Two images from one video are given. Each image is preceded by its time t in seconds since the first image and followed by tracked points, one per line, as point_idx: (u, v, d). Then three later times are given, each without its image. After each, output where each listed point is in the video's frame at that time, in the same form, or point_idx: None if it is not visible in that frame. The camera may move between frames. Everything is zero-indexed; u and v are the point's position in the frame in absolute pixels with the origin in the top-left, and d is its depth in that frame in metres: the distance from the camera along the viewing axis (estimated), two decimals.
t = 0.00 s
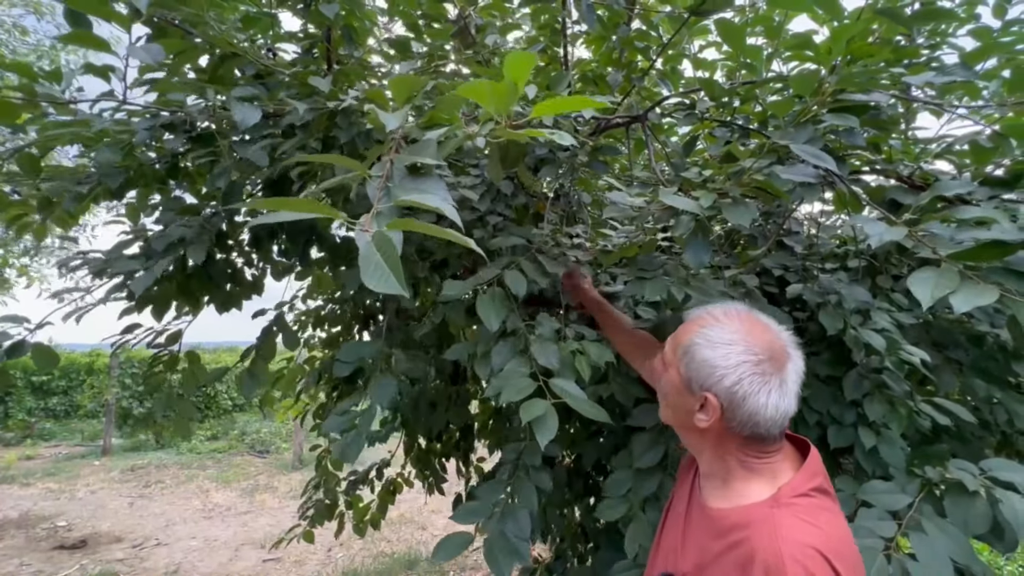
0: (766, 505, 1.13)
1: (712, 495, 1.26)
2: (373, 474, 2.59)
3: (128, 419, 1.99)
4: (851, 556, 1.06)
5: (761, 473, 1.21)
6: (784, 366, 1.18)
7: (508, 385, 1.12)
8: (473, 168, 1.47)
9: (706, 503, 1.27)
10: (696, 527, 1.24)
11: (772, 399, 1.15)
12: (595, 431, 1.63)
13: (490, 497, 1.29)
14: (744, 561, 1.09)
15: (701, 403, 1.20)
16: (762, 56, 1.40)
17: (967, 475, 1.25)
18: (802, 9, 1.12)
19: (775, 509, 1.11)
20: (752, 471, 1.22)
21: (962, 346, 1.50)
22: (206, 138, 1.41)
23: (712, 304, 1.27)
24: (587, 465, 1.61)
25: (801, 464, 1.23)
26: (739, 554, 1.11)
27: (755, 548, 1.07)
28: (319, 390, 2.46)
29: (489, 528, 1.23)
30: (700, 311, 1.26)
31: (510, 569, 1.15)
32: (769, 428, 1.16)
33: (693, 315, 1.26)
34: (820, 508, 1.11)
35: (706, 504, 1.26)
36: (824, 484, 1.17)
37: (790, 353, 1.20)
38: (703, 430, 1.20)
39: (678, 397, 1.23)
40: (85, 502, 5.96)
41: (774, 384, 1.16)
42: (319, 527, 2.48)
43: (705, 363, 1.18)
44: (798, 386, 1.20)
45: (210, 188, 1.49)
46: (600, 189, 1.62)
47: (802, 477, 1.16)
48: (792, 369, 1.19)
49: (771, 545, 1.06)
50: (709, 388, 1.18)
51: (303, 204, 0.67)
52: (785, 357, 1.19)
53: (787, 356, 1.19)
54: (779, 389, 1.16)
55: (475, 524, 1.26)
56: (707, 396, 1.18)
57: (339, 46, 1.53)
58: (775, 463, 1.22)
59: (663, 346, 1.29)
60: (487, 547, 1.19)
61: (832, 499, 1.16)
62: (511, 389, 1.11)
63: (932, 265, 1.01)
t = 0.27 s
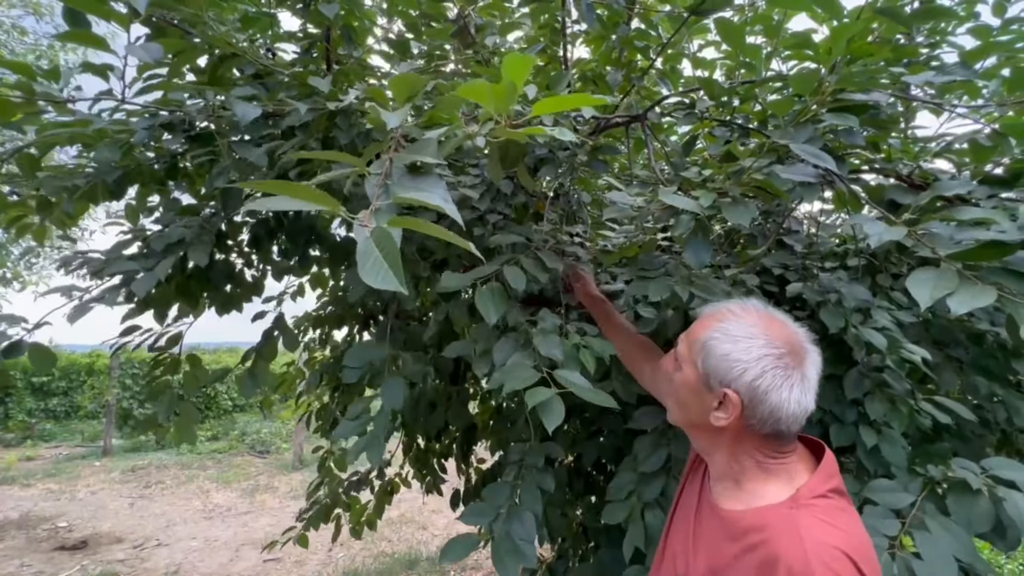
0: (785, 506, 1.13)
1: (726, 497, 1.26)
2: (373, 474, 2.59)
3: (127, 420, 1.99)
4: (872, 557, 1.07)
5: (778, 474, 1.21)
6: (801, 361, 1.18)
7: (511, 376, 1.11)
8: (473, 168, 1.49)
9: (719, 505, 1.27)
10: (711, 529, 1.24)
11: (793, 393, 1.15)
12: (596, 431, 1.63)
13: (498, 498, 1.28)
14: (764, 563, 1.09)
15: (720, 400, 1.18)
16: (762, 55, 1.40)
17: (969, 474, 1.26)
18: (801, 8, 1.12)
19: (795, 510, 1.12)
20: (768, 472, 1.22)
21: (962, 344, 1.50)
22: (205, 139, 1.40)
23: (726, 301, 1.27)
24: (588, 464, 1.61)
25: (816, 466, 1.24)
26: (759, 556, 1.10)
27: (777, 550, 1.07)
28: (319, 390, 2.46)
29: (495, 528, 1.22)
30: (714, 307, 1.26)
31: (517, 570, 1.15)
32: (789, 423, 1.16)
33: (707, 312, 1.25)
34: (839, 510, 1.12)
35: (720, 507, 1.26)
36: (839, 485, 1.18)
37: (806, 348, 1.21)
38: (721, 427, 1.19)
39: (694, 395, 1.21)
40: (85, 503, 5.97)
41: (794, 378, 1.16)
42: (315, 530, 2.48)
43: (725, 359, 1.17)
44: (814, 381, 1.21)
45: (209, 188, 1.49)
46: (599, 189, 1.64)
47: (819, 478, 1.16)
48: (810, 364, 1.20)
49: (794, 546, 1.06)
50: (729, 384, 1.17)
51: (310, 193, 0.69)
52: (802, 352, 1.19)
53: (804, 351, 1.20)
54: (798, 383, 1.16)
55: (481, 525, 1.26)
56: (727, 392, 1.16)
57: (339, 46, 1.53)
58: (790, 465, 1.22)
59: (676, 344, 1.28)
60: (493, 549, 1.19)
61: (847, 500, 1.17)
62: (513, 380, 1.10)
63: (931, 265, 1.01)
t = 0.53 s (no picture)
0: (794, 509, 1.12)
1: (733, 500, 1.25)
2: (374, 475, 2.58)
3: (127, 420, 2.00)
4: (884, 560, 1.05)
5: (785, 476, 1.20)
6: (805, 355, 1.17)
7: (514, 378, 1.11)
8: (472, 167, 1.48)
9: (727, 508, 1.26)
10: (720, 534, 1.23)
11: (798, 387, 1.14)
12: (596, 430, 1.63)
13: (503, 498, 1.28)
14: (775, 567, 1.08)
15: (724, 397, 1.17)
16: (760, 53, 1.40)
17: (971, 471, 1.25)
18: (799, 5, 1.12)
19: (804, 513, 1.10)
20: (775, 473, 1.21)
21: (963, 342, 1.50)
22: (203, 138, 1.41)
23: (726, 297, 1.26)
24: (588, 463, 1.61)
25: (824, 467, 1.22)
26: (769, 560, 1.10)
27: (787, 554, 1.06)
28: (319, 390, 2.47)
29: (506, 531, 1.23)
30: (715, 304, 1.25)
31: (538, 569, 1.17)
32: (795, 418, 1.15)
33: (708, 309, 1.24)
34: (849, 512, 1.10)
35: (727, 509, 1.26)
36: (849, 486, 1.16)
37: (809, 342, 1.20)
38: (726, 424, 1.17)
39: (697, 394, 1.20)
40: (87, 503, 5.98)
41: (798, 372, 1.15)
42: (314, 532, 2.47)
43: (727, 355, 1.16)
44: (819, 375, 1.20)
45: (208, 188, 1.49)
46: (599, 187, 1.63)
47: (828, 479, 1.15)
48: (814, 357, 1.19)
49: (804, 550, 1.05)
50: (733, 381, 1.15)
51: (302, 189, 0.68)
52: (805, 345, 1.18)
53: (807, 344, 1.19)
54: (802, 377, 1.15)
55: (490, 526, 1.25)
56: (731, 389, 1.15)
57: (337, 46, 1.53)
58: (798, 466, 1.21)
59: (677, 342, 1.27)
60: (511, 550, 1.20)
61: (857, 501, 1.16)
62: (516, 382, 1.10)
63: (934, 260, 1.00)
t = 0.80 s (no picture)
0: (798, 517, 1.10)
1: (735, 506, 1.23)
2: (378, 476, 2.55)
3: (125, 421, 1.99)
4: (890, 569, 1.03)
5: (788, 481, 1.18)
6: (806, 353, 1.15)
7: (515, 373, 1.10)
8: (467, 166, 1.48)
9: (728, 514, 1.23)
10: (721, 540, 1.21)
11: (799, 386, 1.12)
12: (594, 430, 1.61)
13: (509, 494, 1.27)
14: None
15: (724, 399, 1.15)
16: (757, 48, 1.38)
17: (970, 471, 1.23)
18: None
19: (808, 521, 1.08)
20: (778, 479, 1.18)
21: (965, 340, 1.48)
22: (195, 137, 1.40)
23: (724, 296, 1.24)
24: (587, 464, 1.59)
25: (828, 472, 1.19)
26: (772, 570, 1.08)
27: (791, 564, 1.04)
28: (318, 391, 2.46)
29: (515, 528, 1.21)
30: (712, 303, 1.23)
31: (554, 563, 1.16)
32: (797, 418, 1.13)
33: (705, 308, 1.23)
34: (855, 520, 1.08)
35: (730, 515, 1.23)
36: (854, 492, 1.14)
37: (811, 340, 1.18)
38: (726, 427, 1.16)
39: (697, 396, 1.18)
40: (90, 503, 6.00)
41: (799, 371, 1.13)
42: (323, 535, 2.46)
43: (726, 355, 1.14)
44: (822, 373, 1.18)
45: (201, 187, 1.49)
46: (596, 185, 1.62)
47: (833, 486, 1.12)
48: (815, 355, 1.17)
49: (808, 559, 1.03)
50: (732, 382, 1.14)
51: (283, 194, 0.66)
52: (806, 343, 1.16)
53: (808, 342, 1.17)
54: (804, 376, 1.13)
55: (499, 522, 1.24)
56: (731, 390, 1.14)
57: (330, 43, 1.52)
58: (801, 471, 1.19)
59: (675, 343, 1.25)
60: (524, 546, 1.19)
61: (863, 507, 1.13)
62: (517, 376, 1.08)
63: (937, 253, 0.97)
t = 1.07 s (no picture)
0: (787, 518, 1.08)
1: (726, 507, 1.21)
2: (376, 476, 2.52)
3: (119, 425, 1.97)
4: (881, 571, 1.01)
5: (779, 481, 1.16)
6: (798, 349, 1.13)
7: (495, 375, 1.09)
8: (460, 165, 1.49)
9: (719, 515, 1.22)
10: (712, 543, 1.19)
11: (791, 383, 1.10)
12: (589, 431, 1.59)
13: (507, 492, 1.23)
14: None
15: (715, 398, 1.14)
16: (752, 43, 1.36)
17: (966, 473, 1.21)
18: None
19: (798, 523, 1.06)
20: (769, 479, 1.17)
21: (965, 339, 1.46)
22: (185, 137, 1.39)
23: (714, 292, 1.22)
24: (583, 465, 1.58)
25: (820, 471, 1.18)
26: (762, 572, 1.06)
27: (780, 566, 1.02)
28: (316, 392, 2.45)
29: (518, 526, 1.18)
30: (702, 300, 1.21)
31: (562, 558, 1.14)
32: (790, 415, 1.11)
33: (695, 305, 1.21)
34: (846, 521, 1.06)
35: (720, 517, 1.21)
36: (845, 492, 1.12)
37: (802, 335, 1.16)
38: (718, 426, 1.14)
39: (688, 395, 1.17)
40: (94, 502, 6.03)
41: (791, 367, 1.11)
42: (323, 535, 2.45)
43: (717, 353, 1.12)
44: (815, 369, 1.16)
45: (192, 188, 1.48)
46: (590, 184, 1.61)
47: (823, 486, 1.10)
48: (808, 351, 1.15)
49: (798, 562, 1.01)
50: (723, 380, 1.12)
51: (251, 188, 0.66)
52: (797, 339, 1.14)
53: (800, 338, 1.15)
54: (796, 372, 1.12)
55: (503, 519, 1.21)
56: (722, 388, 1.12)
57: (321, 42, 1.51)
58: (792, 471, 1.17)
59: (665, 342, 1.24)
60: (530, 545, 1.16)
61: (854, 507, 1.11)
62: (499, 378, 1.08)
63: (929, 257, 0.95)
